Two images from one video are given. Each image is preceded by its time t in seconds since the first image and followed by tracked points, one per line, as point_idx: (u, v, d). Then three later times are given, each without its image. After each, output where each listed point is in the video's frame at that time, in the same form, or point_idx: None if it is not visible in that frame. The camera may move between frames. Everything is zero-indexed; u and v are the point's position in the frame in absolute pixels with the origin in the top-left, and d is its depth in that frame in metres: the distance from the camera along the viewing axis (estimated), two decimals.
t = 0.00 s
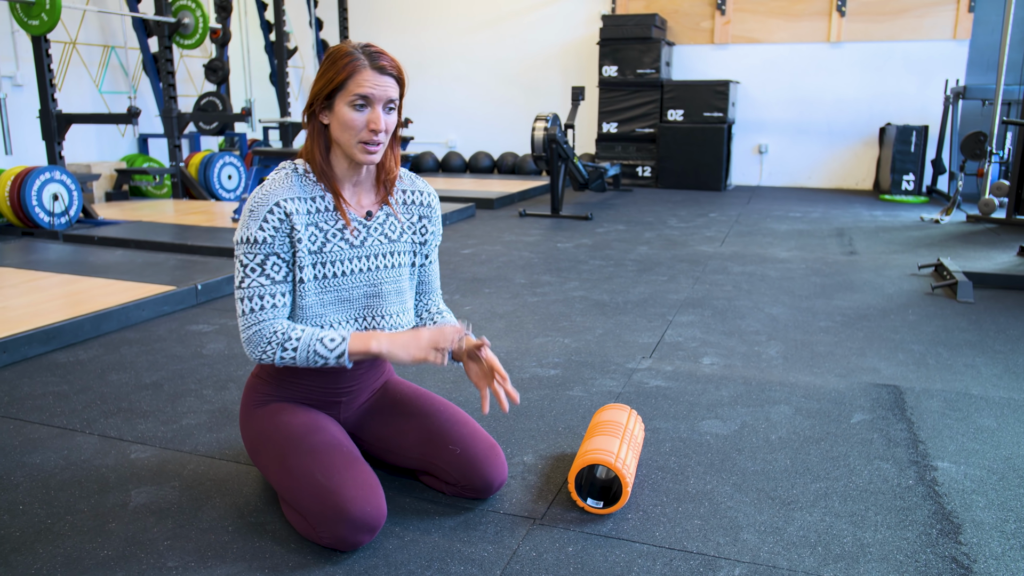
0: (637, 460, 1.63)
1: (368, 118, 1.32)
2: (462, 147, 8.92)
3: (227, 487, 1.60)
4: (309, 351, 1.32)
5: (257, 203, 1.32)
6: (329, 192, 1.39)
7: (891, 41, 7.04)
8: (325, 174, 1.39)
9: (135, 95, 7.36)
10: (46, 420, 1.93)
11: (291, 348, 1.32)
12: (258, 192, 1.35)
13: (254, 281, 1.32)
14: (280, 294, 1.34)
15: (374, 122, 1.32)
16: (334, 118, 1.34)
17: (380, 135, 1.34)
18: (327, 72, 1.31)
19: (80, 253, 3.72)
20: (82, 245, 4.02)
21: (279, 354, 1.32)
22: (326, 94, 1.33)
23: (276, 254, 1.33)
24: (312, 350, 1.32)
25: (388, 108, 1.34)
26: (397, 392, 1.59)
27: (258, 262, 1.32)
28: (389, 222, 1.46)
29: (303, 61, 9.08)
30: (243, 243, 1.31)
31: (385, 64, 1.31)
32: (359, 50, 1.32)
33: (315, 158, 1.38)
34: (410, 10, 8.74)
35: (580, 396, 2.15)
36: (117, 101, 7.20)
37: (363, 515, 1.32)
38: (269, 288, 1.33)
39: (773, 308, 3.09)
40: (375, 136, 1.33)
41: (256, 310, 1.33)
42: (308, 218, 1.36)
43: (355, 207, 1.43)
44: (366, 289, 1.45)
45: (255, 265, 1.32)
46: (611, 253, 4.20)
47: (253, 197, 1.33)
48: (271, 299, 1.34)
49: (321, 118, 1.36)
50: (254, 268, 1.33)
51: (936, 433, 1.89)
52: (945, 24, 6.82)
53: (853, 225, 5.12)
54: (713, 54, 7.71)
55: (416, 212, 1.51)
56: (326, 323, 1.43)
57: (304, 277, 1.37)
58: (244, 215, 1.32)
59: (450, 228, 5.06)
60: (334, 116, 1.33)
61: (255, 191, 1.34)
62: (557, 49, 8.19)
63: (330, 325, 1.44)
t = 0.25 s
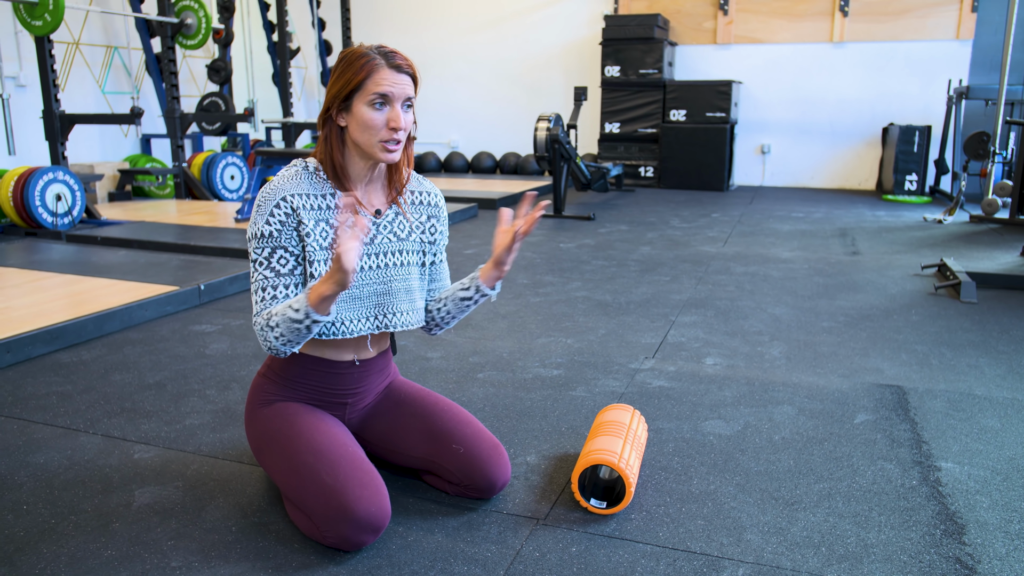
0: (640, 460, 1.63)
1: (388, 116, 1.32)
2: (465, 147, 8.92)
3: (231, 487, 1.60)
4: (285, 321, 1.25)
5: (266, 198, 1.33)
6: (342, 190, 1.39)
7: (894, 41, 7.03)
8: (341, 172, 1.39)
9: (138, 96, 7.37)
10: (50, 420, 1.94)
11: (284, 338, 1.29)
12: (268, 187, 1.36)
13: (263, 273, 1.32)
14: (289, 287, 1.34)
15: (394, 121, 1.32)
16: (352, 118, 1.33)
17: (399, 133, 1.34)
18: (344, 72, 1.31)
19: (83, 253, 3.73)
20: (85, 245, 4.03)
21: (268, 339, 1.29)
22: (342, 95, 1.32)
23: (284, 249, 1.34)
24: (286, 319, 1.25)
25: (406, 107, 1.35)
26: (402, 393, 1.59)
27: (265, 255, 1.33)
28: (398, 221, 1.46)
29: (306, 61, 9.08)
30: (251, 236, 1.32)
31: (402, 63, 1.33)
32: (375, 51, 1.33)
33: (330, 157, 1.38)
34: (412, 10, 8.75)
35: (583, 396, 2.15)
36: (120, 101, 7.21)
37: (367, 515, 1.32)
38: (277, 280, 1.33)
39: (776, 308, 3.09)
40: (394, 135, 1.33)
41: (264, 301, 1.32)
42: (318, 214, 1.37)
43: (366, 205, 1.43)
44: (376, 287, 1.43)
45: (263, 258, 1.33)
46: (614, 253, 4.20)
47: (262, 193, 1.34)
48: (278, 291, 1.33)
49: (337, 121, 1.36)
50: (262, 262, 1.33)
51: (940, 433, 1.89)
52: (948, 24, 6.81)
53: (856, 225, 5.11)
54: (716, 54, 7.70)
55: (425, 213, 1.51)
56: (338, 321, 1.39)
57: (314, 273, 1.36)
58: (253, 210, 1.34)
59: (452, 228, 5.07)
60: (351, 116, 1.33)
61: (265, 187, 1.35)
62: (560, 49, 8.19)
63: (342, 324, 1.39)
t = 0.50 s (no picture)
0: (644, 461, 1.62)
1: (398, 119, 1.32)
2: (468, 147, 8.93)
3: (235, 487, 1.60)
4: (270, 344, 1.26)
5: (273, 202, 1.33)
6: (351, 193, 1.39)
7: (898, 42, 7.02)
8: (350, 175, 1.38)
9: (141, 97, 7.38)
10: (55, 420, 1.94)
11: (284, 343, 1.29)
12: (276, 190, 1.36)
13: (268, 278, 1.33)
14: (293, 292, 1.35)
15: (403, 123, 1.32)
16: (361, 120, 1.33)
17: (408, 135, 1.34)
18: (353, 75, 1.31)
19: (87, 254, 3.73)
20: (89, 246, 4.03)
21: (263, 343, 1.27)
22: (352, 98, 1.32)
23: (288, 253, 1.34)
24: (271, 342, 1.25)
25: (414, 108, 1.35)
26: (406, 393, 1.59)
27: (267, 260, 1.33)
28: (405, 223, 1.46)
29: (309, 62, 9.09)
30: (257, 240, 1.33)
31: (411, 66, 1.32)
32: (383, 54, 1.32)
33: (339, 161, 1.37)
34: (415, 11, 8.76)
35: (586, 397, 2.14)
36: (124, 102, 7.22)
37: (372, 515, 1.32)
38: (281, 285, 1.35)
39: (780, 309, 3.08)
40: (404, 136, 1.33)
41: (270, 304, 1.34)
42: (325, 217, 1.36)
43: (374, 207, 1.43)
44: (383, 288, 1.44)
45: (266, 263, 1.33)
46: (617, 254, 4.20)
47: (270, 197, 1.35)
48: (282, 295, 1.35)
49: (346, 122, 1.36)
50: (265, 266, 1.34)
51: (945, 435, 1.88)
52: (952, 25, 6.80)
53: (859, 226, 5.11)
54: (719, 54, 7.70)
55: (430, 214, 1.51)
56: (344, 322, 1.40)
57: (321, 274, 1.37)
58: (260, 213, 1.34)
59: (455, 228, 5.07)
60: (361, 119, 1.33)
61: (273, 190, 1.36)
62: (563, 50, 8.19)
63: (349, 325, 1.40)
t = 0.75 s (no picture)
0: (648, 462, 1.62)
1: (387, 108, 1.31)
2: (471, 147, 8.93)
3: (239, 487, 1.60)
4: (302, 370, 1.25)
5: (286, 198, 1.33)
6: (360, 191, 1.39)
7: (902, 42, 7.01)
8: (356, 173, 1.38)
9: (145, 96, 7.39)
10: (59, 419, 1.94)
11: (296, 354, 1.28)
12: (288, 186, 1.36)
13: (279, 273, 1.32)
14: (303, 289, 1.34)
15: (392, 111, 1.31)
16: (356, 116, 1.34)
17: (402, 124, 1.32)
18: (344, 73, 1.33)
19: (90, 253, 3.74)
20: (93, 245, 4.04)
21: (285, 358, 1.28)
22: (346, 96, 1.34)
23: (302, 248, 1.32)
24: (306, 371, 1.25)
25: (406, 97, 1.33)
26: (411, 393, 1.59)
27: (280, 255, 1.32)
28: (414, 221, 1.45)
29: (312, 62, 9.10)
30: (270, 234, 1.31)
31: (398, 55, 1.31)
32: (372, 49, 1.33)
33: (344, 159, 1.38)
34: (419, 11, 8.76)
35: (590, 398, 2.14)
36: (127, 102, 7.23)
37: (376, 516, 1.32)
38: (293, 281, 1.33)
39: (784, 309, 3.08)
40: (395, 125, 1.31)
41: (279, 302, 1.32)
42: (337, 213, 1.36)
43: (385, 206, 1.42)
44: (392, 286, 1.43)
45: (279, 258, 1.32)
46: (620, 254, 4.20)
47: (283, 192, 1.34)
48: (292, 291, 1.33)
49: (346, 122, 1.37)
50: (278, 261, 1.33)
51: (949, 436, 1.88)
52: (956, 25, 6.78)
53: (863, 227, 5.10)
54: (723, 54, 7.69)
55: (441, 211, 1.50)
56: (351, 320, 1.41)
57: (331, 271, 1.36)
58: (273, 208, 1.33)
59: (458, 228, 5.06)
60: (355, 114, 1.34)
61: (285, 186, 1.35)
62: (566, 50, 8.19)
63: (355, 323, 1.41)
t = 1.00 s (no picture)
0: (652, 461, 1.62)
1: (394, 111, 1.30)
2: (473, 147, 8.93)
3: (242, 487, 1.60)
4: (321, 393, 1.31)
5: (302, 200, 1.32)
6: (375, 195, 1.38)
7: (906, 42, 6.99)
8: (371, 178, 1.38)
9: (149, 95, 7.40)
10: (63, 418, 1.94)
11: (310, 367, 1.31)
12: (305, 187, 1.35)
13: (293, 277, 1.32)
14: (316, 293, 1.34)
15: (400, 114, 1.30)
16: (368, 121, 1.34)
17: (411, 127, 1.32)
18: (356, 78, 1.34)
19: (94, 252, 3.74)
20: (96, 244, 4.04)
21: (300, 371, 1.32)
22: (358, 101, 1.35)
23: (317, 252, 1.32)
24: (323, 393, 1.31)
25: (416, 100, 1.32)
26: (417, 394, 1.59)
27: (295, 259, 1.31)
28: (431, 226, 1.43)
29: (315, 61, 9.10)
30: (284, 237, 1.31)
31: (406, 58, 1.31)
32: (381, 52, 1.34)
33: (360, 165, 1.38)
34: (422, 11, 8.76)
35: (593, 398, 2.14)
36: (131, 101, 7.24)
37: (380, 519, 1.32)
38: (306, 285, 1.33)
39: (787, 310, 3.07)
40: (402, 128, 1.31)
41: (292, 307, 1.32)
42: (352, 218, 1.35)
43: (401, 211, 1.41)
44: (408, 292, 1.42)
45: (293, 262, 1.31)
46: (623, 254, 4.19)
47: (300, 193, 1.33)
48: (307, 296, 1.33)
49: (360, 127, 1.38)
50: (292, 264, 1.32)
51: (954, 437, 1.87)
52: (960, 25, 6.77)
53: (866, 227, 5.09)
54: (726, 54, 7.68)
55: (459, 214, 1.48)
56: (365, 325, 1.40)
57: (345, 276, 1.35)
58: (288, 210, 1.33)
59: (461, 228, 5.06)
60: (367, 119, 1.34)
61: (302, 186, 1.35)
62: (569, 49, 8.18)
63: (370, 329, 1.40)
